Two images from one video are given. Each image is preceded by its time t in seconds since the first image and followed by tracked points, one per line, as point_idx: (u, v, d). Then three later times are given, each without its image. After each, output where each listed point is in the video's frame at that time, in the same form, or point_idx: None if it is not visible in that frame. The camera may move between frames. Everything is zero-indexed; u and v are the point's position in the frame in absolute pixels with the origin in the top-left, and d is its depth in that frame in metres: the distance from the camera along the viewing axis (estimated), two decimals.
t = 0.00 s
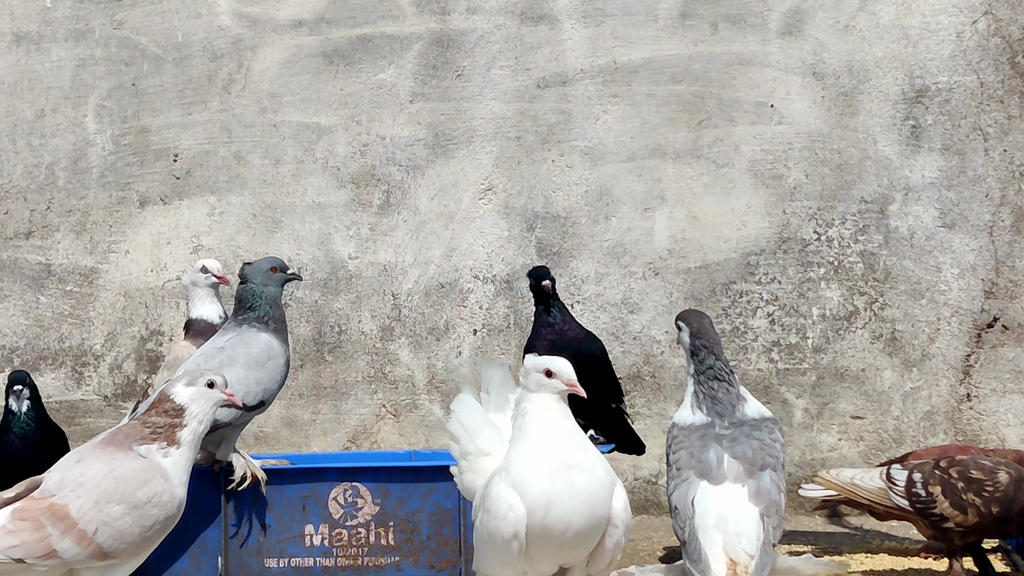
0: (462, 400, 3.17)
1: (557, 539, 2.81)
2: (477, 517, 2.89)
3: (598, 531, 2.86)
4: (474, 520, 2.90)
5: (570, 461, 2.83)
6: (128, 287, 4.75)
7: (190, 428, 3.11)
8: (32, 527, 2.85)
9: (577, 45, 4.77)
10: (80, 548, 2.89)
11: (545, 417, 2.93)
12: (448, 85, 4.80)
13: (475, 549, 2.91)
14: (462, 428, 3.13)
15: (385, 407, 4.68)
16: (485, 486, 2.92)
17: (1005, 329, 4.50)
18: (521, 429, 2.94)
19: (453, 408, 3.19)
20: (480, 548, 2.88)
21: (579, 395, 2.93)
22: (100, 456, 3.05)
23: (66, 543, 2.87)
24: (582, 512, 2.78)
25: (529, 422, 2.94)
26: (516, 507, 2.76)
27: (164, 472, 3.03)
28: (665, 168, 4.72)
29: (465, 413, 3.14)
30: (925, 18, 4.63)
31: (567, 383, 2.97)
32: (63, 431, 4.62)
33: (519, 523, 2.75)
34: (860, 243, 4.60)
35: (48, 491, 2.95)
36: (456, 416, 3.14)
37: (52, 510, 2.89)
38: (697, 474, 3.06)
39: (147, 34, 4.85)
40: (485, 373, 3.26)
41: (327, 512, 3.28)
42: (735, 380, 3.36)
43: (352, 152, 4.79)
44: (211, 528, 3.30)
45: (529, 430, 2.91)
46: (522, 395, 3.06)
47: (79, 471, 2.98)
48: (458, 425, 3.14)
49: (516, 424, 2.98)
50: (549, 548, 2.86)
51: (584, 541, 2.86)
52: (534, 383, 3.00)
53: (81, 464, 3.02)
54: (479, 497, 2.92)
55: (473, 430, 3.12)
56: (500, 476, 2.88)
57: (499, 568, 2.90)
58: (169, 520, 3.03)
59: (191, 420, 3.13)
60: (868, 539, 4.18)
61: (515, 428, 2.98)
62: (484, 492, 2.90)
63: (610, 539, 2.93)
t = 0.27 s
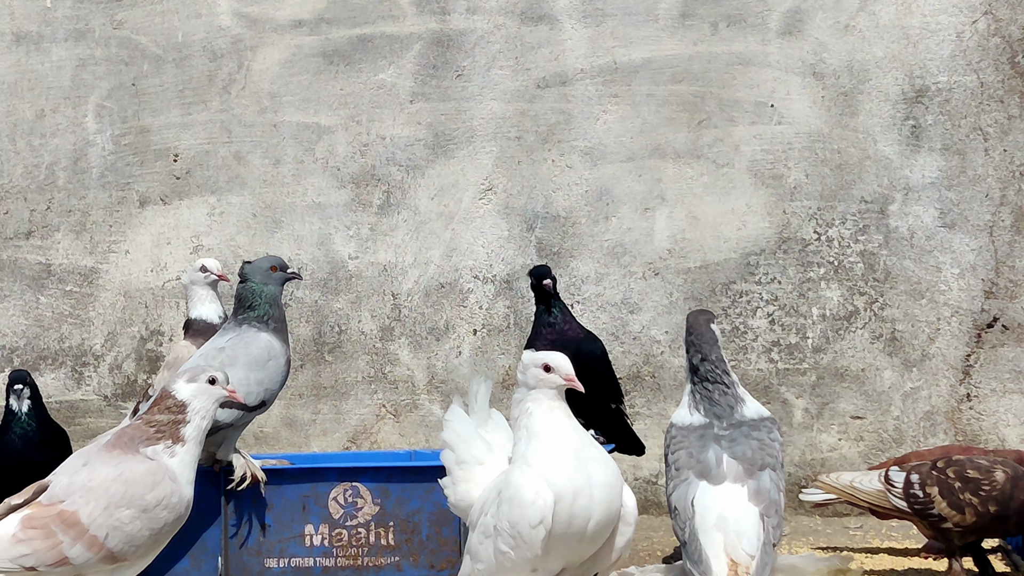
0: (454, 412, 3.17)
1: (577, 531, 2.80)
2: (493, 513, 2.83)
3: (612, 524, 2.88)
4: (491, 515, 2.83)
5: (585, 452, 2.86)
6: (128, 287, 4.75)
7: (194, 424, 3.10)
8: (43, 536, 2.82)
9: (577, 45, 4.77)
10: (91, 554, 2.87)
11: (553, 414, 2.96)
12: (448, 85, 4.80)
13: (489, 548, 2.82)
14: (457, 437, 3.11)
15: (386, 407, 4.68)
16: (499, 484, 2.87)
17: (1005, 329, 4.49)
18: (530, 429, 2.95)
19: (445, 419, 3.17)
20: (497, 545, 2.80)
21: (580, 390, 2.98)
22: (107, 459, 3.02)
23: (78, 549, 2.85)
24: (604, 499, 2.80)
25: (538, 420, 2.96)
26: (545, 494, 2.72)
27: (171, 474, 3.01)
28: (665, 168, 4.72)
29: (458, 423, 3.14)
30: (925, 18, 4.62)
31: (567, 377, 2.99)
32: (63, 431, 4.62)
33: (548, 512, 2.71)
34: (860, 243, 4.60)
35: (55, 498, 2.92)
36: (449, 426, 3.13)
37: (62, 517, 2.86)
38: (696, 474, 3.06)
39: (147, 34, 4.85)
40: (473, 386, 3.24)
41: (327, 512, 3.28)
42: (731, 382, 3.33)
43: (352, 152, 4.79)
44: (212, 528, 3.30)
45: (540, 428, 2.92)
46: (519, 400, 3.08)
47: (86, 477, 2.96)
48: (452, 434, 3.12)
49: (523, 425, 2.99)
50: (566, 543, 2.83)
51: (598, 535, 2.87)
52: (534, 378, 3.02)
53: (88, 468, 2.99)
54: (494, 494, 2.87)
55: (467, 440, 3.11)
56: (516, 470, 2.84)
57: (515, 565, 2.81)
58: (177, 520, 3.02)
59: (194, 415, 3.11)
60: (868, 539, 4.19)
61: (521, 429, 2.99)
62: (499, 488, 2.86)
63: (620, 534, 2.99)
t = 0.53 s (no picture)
0: (458, 408, 3.15)
1: (588, 529, 2.81)
2: (505, 510, 2.83)
3: (621, 523, 2.89)
4: (502, 512, 2.84)
5: (596, 450, 2.89)
6: (128, 287, 4.75)
7: (197, 421, 3.08)
8: (47, 546, 2.80)
9: (577, 45, 4.77)
10: (95, 562, 2.86)
11: (562, 414, 2.99)
12: (448, 85, 4.80)
13: (499, 544, 2.82)
14: (463, 434, 3.09)
15: (386, 407, 4.68)
16: (510, 482, 2.88)
17: (1005, 329, 4.50)
18: (540, 429, 2.97)
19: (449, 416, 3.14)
20: (508, 542, 2.79)
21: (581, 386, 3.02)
22: (112, 465, 3.00)
23: (81, 558, 2.84)
24: (614, 498, 2.81)
25: (547, 420, 2.98)
26: (560, 492, 2.75)
27: (177, 475, 3.00)
28: (665, 168, 4.72)
29: (463, 420, 3.11)
30: (925, 18, 4.62)
31: (569, 374, 3.02)
32: (63, 431, 4.62)
33: (562, 510, 2.73)
34: (860, 243, 4.60)
35: (61, 506, 2.90)
36: (456, 422, 3.11)
37: (66, 527, 2.84)
38: (694, 474, 3.06)
39: (147, 34, 4.85)
40: (476, 384, 3.22)
41: (327, 512, 3.28)
42: (735, 378, 3.32)
43: (352, 152, 4.79)
44: (212, 528, 3.29)
45: (551, 428, 2.95)
46: (521, 399, 3.10)
47: (91, 484, 2.93)
48: (458, 430, 3.10)
49: (531, 425, 3.01)
50: (576, 540, 2.84)
51: (607, 533, 2.88)
52: (534, 374, 3.05)
53: (93, 475, 2.97)
54: (505, 492, 2.87)
55: (473, 438, 3.10)
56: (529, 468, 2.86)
57: (525, 562, 2.81)
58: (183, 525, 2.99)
59: (197, 412, 3.10)
60: (868, 539, 4.19)
61: (531, 429, 3.01)
62: (511, 486, 2.86)
63: (625, 534, 3.00)
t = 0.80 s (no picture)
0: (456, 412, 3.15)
1: (585, 527, 2.82)
2: (504, 512, 2.84)
3: (619, 520, 2.90)
4: (502, 514, 2.84)
5: (592, 448, 2.90)
6: (128, 287, 4.75)
7: (199, 419, 3.01)
8: (61, 551, 2.73)
9: (577, 45, 4.77)
10: (110, 566, 2.79)
11: (558, 412, 2.98)
12: (448, 85, 4.80)
13: (500, 546, 2.82)
14: (462, 437, 3.09)
15: (386, 407, 4.68)
16: (509, 484, 2.89)
17: (1005, 330, 4.50)
18: (537, 428, 2.96)
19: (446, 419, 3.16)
20: (508, 543, 2.79)
21: (580, 384, 3.00)
22: (120, 471, 2.94)
23: (96, 562, 2.77)
24: (611, 496, 2.82)
25: (545, 419, 2.97)
26: (557, 492, 2.76)
27: (184, 474, 2.93)
28: (665, 168, 4.72)
29: (460, 423, 3.12)
30: (925, 18, 4.62)
31: (567, 373, 3.01)
32: (63, 431, 4.62)
33: (561, 509, 2.74)
34: (860, 243, 4.60)
35: (72, 513, 2.84)
36: (454, 426, 3.11)
37: (78, 532, 2.77)
38: (692, 474, 3.06)
39: (147, 34, 4.85)
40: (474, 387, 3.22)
41: (327, 512, 3.28)
42: (734, 376, 3.32)
43: (352, 152, 4.79)
44: (211, 527, 3.28)
45: (547, 427, 2.94)
46: (519, 399, 3.09)
47: (100, 490, 2.87)
48: (457, 434, 3.10)
49: (529, 425, 3.00)
50: (574, 539, 2.85)
51: (605, 531, 2.88)
52: (533, 373, 3.04)
53: (102, 482, 2.91)
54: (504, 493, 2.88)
55: (472, 440, 3.11)
56: (527, 469, 2.86)
57: (526, 564, 2.80)
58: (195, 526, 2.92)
59: (199, 410, 3.02)
60: (868, 539, 4.18)
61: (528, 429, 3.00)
62: (510, 488, 2.86)
63: (625, 531, 2.99)
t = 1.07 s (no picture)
0: (459, 411, 3.16)
1: (585, 527, 2.82)
2: (507, 512, 2.84)
3: (620, 519, 2.90)
4: (504, 514, 2.85)
5: (593, 447, 2.89)
6: (128, 287, 4.75)
7: (210, 406, 3.00)
8: (85, 544, 2.70)
9: (577, 45, 4.77)
10: (133, 560, 2.76)
11: (557, 413, 2.98)
12: (448, 85, 4.80)
13: (502, 547, 2.83)
14: (465, 436, 3.10)
15: (386, 407, 4.68)
16: (511, 484, 2.90)
17: (1005, 329, 4.50)
18: (537, 429, 2.97)
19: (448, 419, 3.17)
20: (510, 543, 2.80)
21: (580, 384, 3.02)
22: (142, 466, 2.90)
23: (120, 555, 2.74)
24: (611, 496, 2.82)
25: (546, 419, 2.97)
26: (558, 492, 2.76)
27: (204, 467, 2.91)
28: (665, 168, 4.72)
29: (462, 422, 3.13)
30: (925, 18, 4.63)
31: (567, 373, 3.02)
32: (63, 431, 4.62)
33: (561, 510, 2.74)
34: (860, 243, 4.60)
35: (96, 507, 2.80)
36: (456, 425, 3.11)
37: (102, 525, 2.74)
38: (691, 474, 3.06)
39: (147, 34, 4.85)
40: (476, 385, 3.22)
41: (327, 512, 3.28)
42: (734, 375, 3.32)
43: (352, 152, 4.79)
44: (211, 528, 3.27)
45: (548, 428, 2.94)
46: (521, 399, 3.09)
47: (124, 484, 2.84)
48: (459, 433, 3.11)
49: (530, 425, 3.00)
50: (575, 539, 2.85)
51: (607, 531, 2.88)
52: (534, 374, 3.05)
53: (125, 476, 2.87)
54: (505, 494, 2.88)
55: (474, 439, 3.11)
56: (529, 469, 2.86)
57: (526, 564, 2.82)
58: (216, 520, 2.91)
59: (209, 396, 3.01)
60: (868, 539, 4.18)
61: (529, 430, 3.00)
62: (512, 488, 2.87)
63: (626, 531, 2.99)
